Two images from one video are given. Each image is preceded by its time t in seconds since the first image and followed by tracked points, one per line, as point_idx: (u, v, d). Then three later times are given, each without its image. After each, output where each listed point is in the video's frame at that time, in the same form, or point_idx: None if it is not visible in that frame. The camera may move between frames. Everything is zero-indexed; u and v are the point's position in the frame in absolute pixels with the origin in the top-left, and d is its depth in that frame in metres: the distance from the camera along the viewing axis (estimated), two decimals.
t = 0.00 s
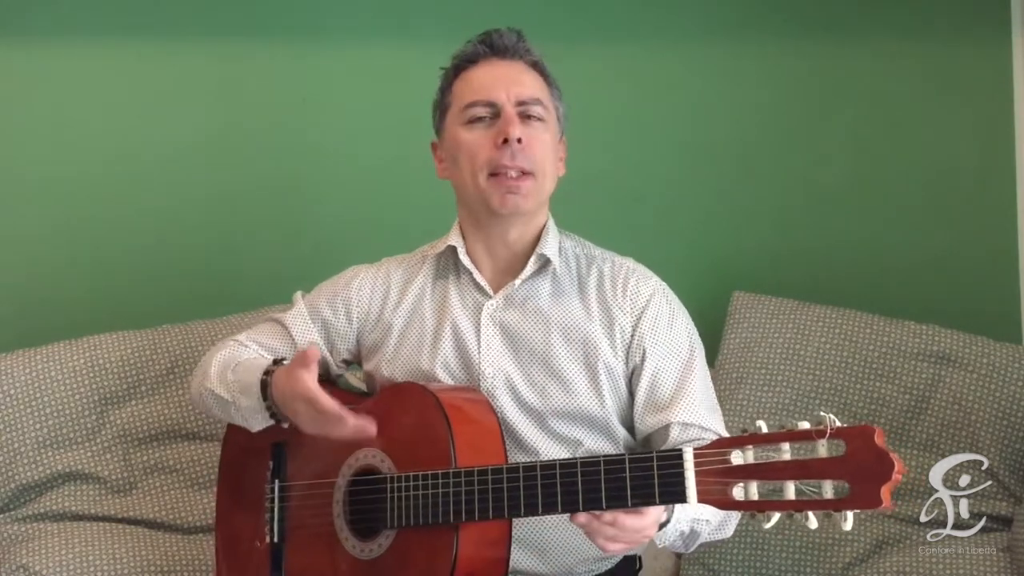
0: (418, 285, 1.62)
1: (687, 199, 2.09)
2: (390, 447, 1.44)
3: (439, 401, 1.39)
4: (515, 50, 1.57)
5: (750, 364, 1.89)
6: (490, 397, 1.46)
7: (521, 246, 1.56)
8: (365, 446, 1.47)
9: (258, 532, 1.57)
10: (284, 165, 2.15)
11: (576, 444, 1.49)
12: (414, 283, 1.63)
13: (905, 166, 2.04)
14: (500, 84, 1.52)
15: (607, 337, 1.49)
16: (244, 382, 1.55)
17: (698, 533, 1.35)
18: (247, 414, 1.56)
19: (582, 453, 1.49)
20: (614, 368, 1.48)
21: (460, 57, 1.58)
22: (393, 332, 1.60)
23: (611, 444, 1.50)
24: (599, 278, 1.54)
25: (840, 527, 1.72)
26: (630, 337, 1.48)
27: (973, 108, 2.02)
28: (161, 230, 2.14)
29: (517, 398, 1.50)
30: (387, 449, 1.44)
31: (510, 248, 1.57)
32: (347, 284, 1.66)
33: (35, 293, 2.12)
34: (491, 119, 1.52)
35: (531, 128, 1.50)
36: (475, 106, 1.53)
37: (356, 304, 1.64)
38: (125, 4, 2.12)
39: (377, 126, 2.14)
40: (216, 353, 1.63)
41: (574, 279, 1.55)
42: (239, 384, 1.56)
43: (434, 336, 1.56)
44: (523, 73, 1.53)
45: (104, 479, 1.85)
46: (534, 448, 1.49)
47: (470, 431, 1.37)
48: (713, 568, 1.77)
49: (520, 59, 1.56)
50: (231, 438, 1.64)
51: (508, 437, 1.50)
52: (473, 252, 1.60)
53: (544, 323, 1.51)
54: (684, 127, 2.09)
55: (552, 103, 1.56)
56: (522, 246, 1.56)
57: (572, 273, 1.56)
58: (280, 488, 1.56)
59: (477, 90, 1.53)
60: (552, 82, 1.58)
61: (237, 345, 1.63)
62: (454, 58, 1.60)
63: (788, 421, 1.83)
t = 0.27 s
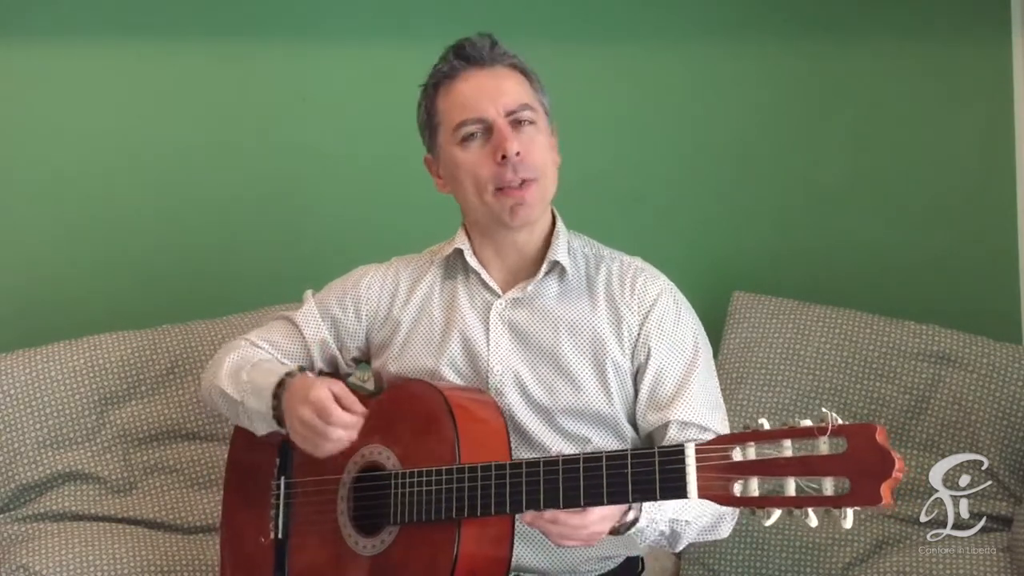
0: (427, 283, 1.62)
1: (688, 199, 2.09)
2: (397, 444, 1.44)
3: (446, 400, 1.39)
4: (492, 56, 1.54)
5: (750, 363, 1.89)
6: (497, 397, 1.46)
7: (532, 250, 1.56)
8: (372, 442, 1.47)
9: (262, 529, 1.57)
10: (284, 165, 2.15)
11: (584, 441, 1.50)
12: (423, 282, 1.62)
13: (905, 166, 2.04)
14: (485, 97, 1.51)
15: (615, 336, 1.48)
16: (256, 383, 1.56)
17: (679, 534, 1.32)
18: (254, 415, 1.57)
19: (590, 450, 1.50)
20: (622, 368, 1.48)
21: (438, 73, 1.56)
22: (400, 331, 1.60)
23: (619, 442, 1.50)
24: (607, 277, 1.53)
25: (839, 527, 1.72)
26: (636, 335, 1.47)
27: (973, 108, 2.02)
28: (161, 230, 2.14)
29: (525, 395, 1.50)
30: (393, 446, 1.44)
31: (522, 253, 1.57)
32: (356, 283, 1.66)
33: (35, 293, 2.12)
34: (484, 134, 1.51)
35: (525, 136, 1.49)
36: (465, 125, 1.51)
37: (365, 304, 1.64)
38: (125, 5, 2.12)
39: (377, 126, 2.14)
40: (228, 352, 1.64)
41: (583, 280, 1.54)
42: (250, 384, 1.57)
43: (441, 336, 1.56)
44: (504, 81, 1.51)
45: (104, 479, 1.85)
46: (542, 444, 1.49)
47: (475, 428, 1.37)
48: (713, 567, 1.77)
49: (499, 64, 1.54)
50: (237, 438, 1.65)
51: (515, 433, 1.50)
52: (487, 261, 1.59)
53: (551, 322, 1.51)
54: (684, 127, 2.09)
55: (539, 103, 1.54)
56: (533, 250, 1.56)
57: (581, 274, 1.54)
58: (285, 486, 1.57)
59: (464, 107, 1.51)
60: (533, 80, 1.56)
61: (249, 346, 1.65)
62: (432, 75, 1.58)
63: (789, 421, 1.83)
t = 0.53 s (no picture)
0: (424, 285, 1.62)
1: (688, 199, 2.09)
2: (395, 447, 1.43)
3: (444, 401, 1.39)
4: (488, 57, 1.53)
5: (750, 363, 1.89)
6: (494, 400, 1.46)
7: (526, 252, 1.56)
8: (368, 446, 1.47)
9: (260, 531, 1.57)
10: (284, 165, 2.15)
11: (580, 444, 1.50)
12: (418, 286, 1.63)
13: (905, 166, 2.04)
14: (477, 99, 1.50)
15: (613, 341, 1.48)
16: (265, 400, 1.54)
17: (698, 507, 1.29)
18: (261, 430, 1.55)
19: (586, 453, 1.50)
20: (620, 376, 1.48)
21: (434, 72, 1.55)
22: (397, 337, 1.60)
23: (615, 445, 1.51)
24: (605, 280, 1.52)
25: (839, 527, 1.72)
26: (636, 340, 1.47)
27: (973, 108, 2.02)
28: (161, 230, 2.14)
29: (521, 398, 1.50)
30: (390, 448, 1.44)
31: (515, 254, 1.56)
32: (353, 286, 1.66)
33: (35, 293, 2.13)
34: (475, 135, 1.50)
35: (516, 139, 1.48)
36: (458, 125, 1.51)
37: (363, 308, 1.64)
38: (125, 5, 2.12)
39: (377, 126, 2.14)
40: (229, 364, 1.61)
41: (581, 287, 1.53)
42: (259, 401, 1.55)
43: (438, 337, 1.57)
44: (499, 82, 1.50)
45: (104, 479, 1.85)
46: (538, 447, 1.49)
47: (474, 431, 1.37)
48: (713, 567, 1.77)
49: (494, 65, 1.53)
50: (235, 439, 1.65)
51: (512, 435, 1.50)
52: (481, 261, 1.59)
53: (548, 325, 1.51)
54: (684, 127, 2.09)
55: (535, 104, 1.53)
56: (527, 253, 1.56)
57: (579, 279, 1.54)
58: (283, 487, 1.57)
59: (457, 108, 1.51)
60: (531, 80, 1.54)
61: (248, 352, 1.63)
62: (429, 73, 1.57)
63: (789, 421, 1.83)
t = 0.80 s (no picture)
0: (417, 285, 1.62)
1: (688, 199, 2.09)
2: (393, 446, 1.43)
3: (440, 403, 1.39)
4: (481, 59, 1.53)
5: (750, 363, 1.89)
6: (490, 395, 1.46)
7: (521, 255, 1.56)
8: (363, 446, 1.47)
9: (258, 532, 1.57)
10: (284, 165, 2.15)
11: (578, 443, 1.49)
12: (411, 286, 1.63)
13: (905, 167, 2.04)
14: (471, 103, 1.49)
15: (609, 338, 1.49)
16: (251, 374, 1.54)
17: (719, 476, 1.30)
18: (246, 408, 1.55)
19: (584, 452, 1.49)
20: (617, 369, 1.47)
21: (427, 74, 1.54)
22: (390, 335, 1.60)
23: (613, 444, 1.49)
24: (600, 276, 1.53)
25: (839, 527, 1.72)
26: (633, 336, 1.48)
27: (973, 108, 2.02)
28: (161, 230, 2.14)
29: (517, 397, 1.50)
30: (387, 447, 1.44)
31: (508, 256, 1.56)
32: (345, 284, 1.66)
33: (36, 293, 2.13)
34: (468, 140, 1.50)
35: (510, 143, 1.48)
36: (451, 130, 1.50)
37: (355, 306, 1.64)
38: (125, 6, 2.12)
39: (377, 127, 2.14)
40: (220, 351, 1.61)
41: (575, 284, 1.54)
42: (245, 376, 1.55)
43: (433, 334, 1.57)
44: (492, 86, 1.50)
45: (104, 479, 1.86)
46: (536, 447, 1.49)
47: (471, 428, 1.37)
48: (713, 567, 1.77)
49: (487, 67, 1.52)
50: (231, 439, 1.64)
51: (509, 436, 1.50)
52: (474, 263, 1.59)
53: (543, 325, 1.51)
54: (684, 127, 2.09)
55: (528, 106, 1.53)
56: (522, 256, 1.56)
57: (573, 275, 1.54)
58: (280, 488, 1.57)
59: (450, 112, 1.50)
60: (524, 82, 1.54)
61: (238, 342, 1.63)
62: (421, 74, 1.57)
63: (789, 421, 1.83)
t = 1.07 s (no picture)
0: (410, 286, 1.62)
1: (687, 198, 2.09)
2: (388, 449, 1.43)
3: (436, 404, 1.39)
4: (478, 67, 1.51)
5: (749, 364, 1.89)
6: (484, 398, 1.46)
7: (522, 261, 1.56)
8: (359, 446, 1.48)
9: (256, 534, 1.57)
10: (284, 164, 2.15)
11: (572, 446, 1.49)
12: (404, 289, 1.63)
13: (905, 167, 2.04)
14: (471, 114, 1.48)
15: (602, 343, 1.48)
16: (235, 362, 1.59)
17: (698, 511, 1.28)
18: (233, 398, 1.59)
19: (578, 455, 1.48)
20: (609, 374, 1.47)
21: (422, 83, 1.53)
22: (382, 336, 1.60)
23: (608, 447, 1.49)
24: (593, 279, 1.52)
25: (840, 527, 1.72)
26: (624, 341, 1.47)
27: (973, 107, 2.02)
28: (161, 229, 2.14)
29: (511, 401, 1.50)
30: (383, 448, 1.44)
31: (506, 262, 1.56)
32: (339, 287, 1.67)
33: (36, 293, 2.13)
34: (471, 151, 1.49)
35: (513, 153, 1.47)
36: (452, 141, 1.49)
37: (347, 308, 1.65)
38: (126, 5, 2.12)
39: (377, 126, 2.14)
40: (212, 343, 1.65)
41: (569, 286, 1.53)
42: (231, 364, 1.59)
43: (426, 338, 1.57)
44: (491, 95, 1.49)
45: (104, 479, 1.86)
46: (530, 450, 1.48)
47: (466, 431, 1.37)
48: (713, 567, 1.77)
49: (485, 75, 1.51)
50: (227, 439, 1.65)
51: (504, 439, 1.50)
52: (471, 267, 1.59)
53: (537, 329, 1.50)
54: (684, 127, 2.09)
55: (526, 113, 1.52)
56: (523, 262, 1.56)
57: (566, 279, 1.54)
58: (276, 491, 1.56)
59: (450, 123, 1.49)
60: (520, 88, 1.53)
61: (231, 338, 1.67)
62: (415, 83, 1.55)
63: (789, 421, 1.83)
